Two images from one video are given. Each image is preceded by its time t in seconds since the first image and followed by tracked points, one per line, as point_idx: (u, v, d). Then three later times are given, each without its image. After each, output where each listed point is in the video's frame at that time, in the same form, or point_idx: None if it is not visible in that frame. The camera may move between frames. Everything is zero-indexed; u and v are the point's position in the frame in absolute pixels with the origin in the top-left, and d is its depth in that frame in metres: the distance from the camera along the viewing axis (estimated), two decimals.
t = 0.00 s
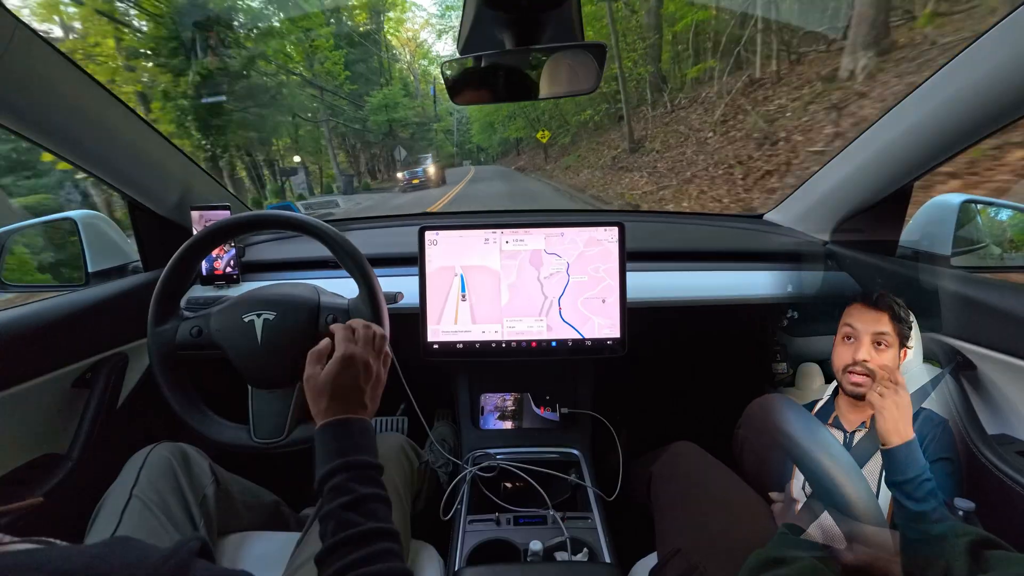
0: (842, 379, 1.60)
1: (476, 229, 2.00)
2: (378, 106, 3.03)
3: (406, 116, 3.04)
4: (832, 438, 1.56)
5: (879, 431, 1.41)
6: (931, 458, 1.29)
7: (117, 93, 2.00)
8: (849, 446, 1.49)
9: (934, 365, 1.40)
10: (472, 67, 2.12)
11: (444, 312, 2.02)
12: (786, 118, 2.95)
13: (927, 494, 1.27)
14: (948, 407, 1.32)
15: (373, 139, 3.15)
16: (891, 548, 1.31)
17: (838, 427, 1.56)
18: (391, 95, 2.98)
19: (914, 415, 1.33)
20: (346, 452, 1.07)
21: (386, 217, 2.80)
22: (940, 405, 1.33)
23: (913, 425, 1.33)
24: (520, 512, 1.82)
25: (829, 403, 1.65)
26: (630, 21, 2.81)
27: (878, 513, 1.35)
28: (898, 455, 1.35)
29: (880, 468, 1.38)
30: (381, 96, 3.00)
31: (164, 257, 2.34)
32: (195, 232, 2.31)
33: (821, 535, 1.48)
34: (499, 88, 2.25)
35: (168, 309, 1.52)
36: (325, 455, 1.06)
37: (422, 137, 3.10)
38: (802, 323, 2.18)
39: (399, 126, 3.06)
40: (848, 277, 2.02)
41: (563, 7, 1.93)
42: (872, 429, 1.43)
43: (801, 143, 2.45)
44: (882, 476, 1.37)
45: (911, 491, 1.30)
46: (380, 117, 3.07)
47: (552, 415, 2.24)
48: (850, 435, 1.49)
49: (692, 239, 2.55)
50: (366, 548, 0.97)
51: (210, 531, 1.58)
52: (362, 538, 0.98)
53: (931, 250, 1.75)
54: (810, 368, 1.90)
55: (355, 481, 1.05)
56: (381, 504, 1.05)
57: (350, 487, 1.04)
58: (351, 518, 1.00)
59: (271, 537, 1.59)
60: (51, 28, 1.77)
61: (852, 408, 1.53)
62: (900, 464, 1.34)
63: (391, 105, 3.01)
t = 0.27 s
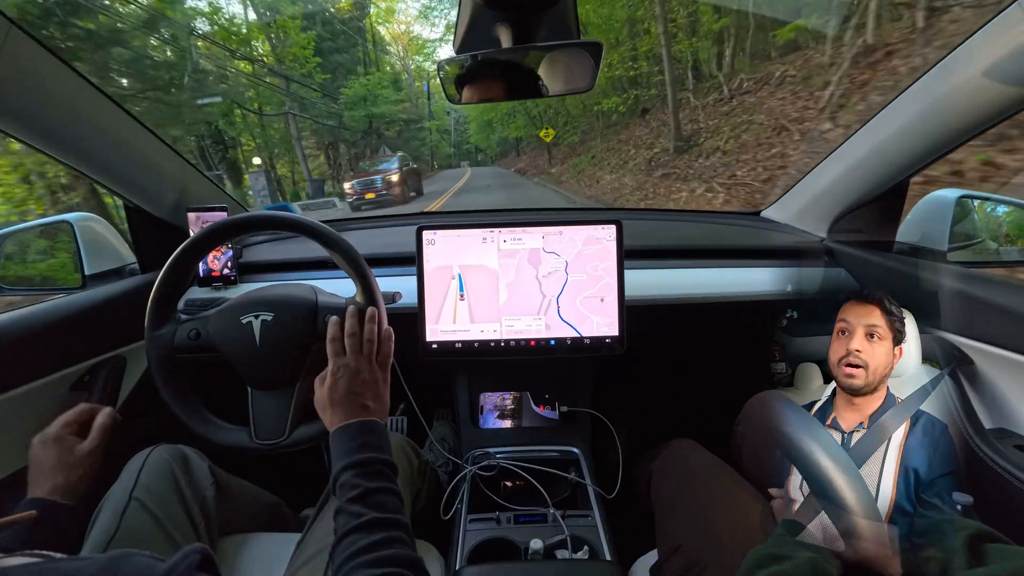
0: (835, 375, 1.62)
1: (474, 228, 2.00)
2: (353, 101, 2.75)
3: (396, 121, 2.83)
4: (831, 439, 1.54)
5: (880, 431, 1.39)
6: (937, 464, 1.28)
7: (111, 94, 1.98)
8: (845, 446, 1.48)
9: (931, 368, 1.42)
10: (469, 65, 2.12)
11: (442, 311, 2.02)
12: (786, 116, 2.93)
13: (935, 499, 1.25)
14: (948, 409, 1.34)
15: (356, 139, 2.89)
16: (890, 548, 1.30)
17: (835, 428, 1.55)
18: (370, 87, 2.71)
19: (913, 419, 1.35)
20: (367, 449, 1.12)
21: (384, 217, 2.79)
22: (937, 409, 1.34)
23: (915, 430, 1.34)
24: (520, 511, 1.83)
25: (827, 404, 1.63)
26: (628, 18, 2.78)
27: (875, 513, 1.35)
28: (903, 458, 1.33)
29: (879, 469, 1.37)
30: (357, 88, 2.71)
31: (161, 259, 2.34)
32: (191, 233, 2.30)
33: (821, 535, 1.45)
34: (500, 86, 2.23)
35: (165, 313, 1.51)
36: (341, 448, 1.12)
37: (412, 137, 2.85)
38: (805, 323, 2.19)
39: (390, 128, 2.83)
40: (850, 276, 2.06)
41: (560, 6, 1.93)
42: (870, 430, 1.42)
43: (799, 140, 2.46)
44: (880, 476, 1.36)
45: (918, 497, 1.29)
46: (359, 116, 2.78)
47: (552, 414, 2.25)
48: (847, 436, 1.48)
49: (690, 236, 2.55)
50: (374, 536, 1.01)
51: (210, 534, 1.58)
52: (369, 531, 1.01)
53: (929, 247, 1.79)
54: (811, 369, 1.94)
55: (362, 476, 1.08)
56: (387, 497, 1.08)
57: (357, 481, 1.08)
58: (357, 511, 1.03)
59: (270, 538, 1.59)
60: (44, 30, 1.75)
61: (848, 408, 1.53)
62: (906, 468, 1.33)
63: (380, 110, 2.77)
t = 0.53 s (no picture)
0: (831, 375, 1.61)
1: (471, 228, 2.00)
2: (323, 90, 2.70)
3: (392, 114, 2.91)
4: (831, 441, 1.52)
5: (879, 429, 1.38)
6: (936, 468, 1.29)
7: (104, 94, 1.98)
8: (845, 446, 1.47)
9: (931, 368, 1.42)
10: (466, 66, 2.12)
11: (441, 312, 2.02)
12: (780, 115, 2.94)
13: (934, 501, 1.25)
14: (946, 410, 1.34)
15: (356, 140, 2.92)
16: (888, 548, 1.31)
17: (835, 428, 1.53)
18: (342, 75, 2.69)
19: (913, 419, 1.35)
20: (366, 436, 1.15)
21: (382, 219, 2.79)
22: (936, 411, 1.35)
23: (914, 430, 1.34)
24: (519, 511, 1.82)
25: (827, 403, 1.61)
26: (625, 18, 2.79)
27: (873, 513, 1.35)
28: (901, 459, 1.33)
29: (877, 468, 1.36)
30: (339, 81, 2.69)
31: (158, 261, 2.33)
32: (187, 235, 2.30)
33: (819, 535, 1.45)
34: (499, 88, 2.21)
35: (161, 316, 1.51)
36: (338, 430, 1.16)
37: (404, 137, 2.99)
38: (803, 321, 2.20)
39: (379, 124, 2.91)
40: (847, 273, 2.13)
41: (557, 6, 1.94)
42: (869, 428, 1.41)
43: (796, 140, 2.47)
44: (879, 475, 1.35)
45: (916, 498, 1.28)
46: (331, 107, 2.77)
47: (550, 414, 2.24)
48: (846, 436, 1.47)
49: (688, 235, 2.55)
50: (379, 514, 1.03)
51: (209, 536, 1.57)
52: (371, 513, 1.03)
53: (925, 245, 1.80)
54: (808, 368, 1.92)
55: (361, 465, 1.11)
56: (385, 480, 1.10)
57: (357, 468, 1.10)
58: (358, 496, 1.05)
59: (269, 541, 1.59)
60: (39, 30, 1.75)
61: (847, 407, 1.51)
62: (903, 469, 1.32)
63: (363, 104, 2.81)
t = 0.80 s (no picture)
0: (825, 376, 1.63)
1: (468, 231, 2.00)
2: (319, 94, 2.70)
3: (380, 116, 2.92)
4: (827, 438, 1.53)
5: (875, 427, 1.38)
6: (933, 462, 1.29)
7: (100, 98, 1.97)
8: (841, 443, 1.48)
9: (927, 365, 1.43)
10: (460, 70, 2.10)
11: (438, 314, 2.01)
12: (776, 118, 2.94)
13: (932, 498, 1.27)
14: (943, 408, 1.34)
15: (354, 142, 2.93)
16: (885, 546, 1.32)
17: (831, 425, 1.54)
18: (312, 64, 2.64)
19: (908, 415, 1.34)
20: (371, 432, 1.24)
21: (379, 221, 2.79)
22: (931, 407, 1.35)
23: (910, 426, 1.33)
24: (517, 514, 1.82)
25: (824, 400, 1.62)
26: (620, 21, 2.79)
27: (869, 509, 1.35)
28: (898, 455, 1.33)
29: (873, 465, 1.36)
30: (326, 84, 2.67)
31: (155, 265, 2.32)
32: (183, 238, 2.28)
33: (816, 532, 1.46)
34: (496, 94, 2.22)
35: (157, 321, 1.50)
36: (347, 424, 1.27)
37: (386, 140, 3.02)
38: (795, 318, 2.21)
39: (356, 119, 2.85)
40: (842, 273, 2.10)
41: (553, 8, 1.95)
42: (865, 427, 1.41)
43: (792, 142, 2.48)
44: (875, 472, 1.35)
45: (913, 494, 1.29)
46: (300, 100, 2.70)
47: (548, 416, 2.24)
48: (842, 432, 1.48)
49: (684, 237, 2.55)
50: (387, 502, 1.12)
51: (206, 541, 1.56)
52: (379, 502, 1.12)
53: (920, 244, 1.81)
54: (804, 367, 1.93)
55: (367, 457, 1.20)
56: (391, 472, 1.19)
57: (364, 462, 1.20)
58: (364, 488, 1.14)
59: (266, 545, 1.58)
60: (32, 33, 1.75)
61: (844, 406, 1.52)
62: (899, 465, 1.32)
63: (333, 93, 2.73)
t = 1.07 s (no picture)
0: (825, 374, 1.64)
1: (465, 233, 2.00)
2: (308, 91, 2.72)
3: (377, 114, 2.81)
4: (824, 434, 1.55)
5: (870, 424, 1.40)
6: (930, 460, 1.30)
7: (93, 100, 1.96)
8: (838, 439, 1.50)
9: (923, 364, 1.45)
10: (459, 71, 2.13)
11: (435, 316, 2.01)
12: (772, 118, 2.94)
13: (928, 495, 1.27)
14: (940, 409, 1.35)
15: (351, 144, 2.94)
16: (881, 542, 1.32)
17: (827, 422, 1.56)
18: (294, 63, 2.65)
19: (905, 410, 1.35)
20: (370, 433, 1.23)
21: (376, 224, 2.79)
22: (928, 405, 1.36)
23: (907, 422, 1.34)
24: (516, 516, 1.82)
25: (819, 398, 1.64)
26: (616, 22, 2.80)
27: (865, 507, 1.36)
28: (893, 451, 1.33)
29: (869, 462, 1.37)
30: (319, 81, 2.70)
31: (151, 267, 2.32)
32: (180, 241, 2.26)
33: (813, 530, 1.46)
34: (493, 93, 2.22)
35: (152, 325, 1.49)
36: (343, 427, 1.25)
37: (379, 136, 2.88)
38: (795, 318, 2.22)
39: (329, 113, 2.82)
40: (840, 273, 2.16)
41: (550, 10, 1.95)
42: (861, 423, 1.42)
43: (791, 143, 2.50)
44: (871, 469, 1.36)
45: (910, 491, 1.29)
46: (291, 99, 2.74)
47: (547, 417, 2.23)
48: (839, 429, 1.49)
49: (680, 238, 2.56)
50: (385, 505, 1.11)
51: (204, 544, 1.55)
52: (377, 505, 1.11)
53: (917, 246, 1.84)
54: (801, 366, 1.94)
55: (366, 459, 1.19)
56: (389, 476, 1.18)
57: (363, 463, 1.19)
58: (364, 491, 1.13)
59: (264, 548, 1.57)
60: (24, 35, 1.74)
61: (841, 403, 1.53)
62: (895, 461, 1.33)
63: (305, 84, 2.71)
